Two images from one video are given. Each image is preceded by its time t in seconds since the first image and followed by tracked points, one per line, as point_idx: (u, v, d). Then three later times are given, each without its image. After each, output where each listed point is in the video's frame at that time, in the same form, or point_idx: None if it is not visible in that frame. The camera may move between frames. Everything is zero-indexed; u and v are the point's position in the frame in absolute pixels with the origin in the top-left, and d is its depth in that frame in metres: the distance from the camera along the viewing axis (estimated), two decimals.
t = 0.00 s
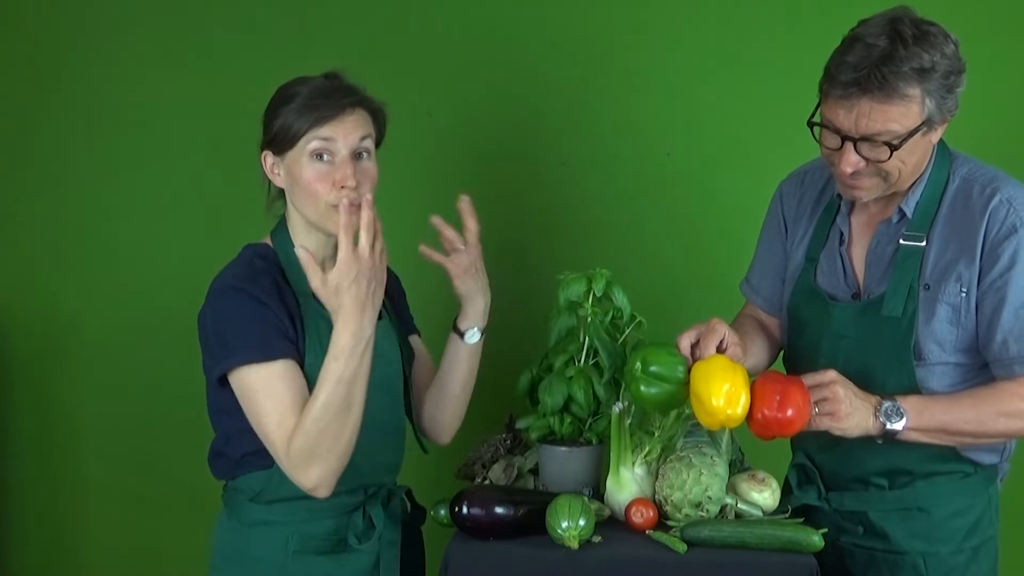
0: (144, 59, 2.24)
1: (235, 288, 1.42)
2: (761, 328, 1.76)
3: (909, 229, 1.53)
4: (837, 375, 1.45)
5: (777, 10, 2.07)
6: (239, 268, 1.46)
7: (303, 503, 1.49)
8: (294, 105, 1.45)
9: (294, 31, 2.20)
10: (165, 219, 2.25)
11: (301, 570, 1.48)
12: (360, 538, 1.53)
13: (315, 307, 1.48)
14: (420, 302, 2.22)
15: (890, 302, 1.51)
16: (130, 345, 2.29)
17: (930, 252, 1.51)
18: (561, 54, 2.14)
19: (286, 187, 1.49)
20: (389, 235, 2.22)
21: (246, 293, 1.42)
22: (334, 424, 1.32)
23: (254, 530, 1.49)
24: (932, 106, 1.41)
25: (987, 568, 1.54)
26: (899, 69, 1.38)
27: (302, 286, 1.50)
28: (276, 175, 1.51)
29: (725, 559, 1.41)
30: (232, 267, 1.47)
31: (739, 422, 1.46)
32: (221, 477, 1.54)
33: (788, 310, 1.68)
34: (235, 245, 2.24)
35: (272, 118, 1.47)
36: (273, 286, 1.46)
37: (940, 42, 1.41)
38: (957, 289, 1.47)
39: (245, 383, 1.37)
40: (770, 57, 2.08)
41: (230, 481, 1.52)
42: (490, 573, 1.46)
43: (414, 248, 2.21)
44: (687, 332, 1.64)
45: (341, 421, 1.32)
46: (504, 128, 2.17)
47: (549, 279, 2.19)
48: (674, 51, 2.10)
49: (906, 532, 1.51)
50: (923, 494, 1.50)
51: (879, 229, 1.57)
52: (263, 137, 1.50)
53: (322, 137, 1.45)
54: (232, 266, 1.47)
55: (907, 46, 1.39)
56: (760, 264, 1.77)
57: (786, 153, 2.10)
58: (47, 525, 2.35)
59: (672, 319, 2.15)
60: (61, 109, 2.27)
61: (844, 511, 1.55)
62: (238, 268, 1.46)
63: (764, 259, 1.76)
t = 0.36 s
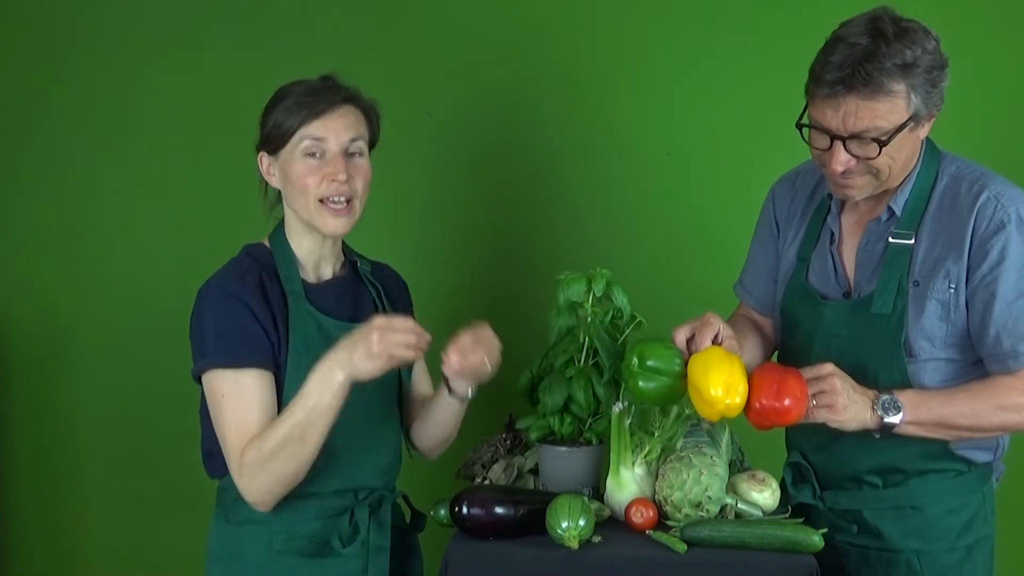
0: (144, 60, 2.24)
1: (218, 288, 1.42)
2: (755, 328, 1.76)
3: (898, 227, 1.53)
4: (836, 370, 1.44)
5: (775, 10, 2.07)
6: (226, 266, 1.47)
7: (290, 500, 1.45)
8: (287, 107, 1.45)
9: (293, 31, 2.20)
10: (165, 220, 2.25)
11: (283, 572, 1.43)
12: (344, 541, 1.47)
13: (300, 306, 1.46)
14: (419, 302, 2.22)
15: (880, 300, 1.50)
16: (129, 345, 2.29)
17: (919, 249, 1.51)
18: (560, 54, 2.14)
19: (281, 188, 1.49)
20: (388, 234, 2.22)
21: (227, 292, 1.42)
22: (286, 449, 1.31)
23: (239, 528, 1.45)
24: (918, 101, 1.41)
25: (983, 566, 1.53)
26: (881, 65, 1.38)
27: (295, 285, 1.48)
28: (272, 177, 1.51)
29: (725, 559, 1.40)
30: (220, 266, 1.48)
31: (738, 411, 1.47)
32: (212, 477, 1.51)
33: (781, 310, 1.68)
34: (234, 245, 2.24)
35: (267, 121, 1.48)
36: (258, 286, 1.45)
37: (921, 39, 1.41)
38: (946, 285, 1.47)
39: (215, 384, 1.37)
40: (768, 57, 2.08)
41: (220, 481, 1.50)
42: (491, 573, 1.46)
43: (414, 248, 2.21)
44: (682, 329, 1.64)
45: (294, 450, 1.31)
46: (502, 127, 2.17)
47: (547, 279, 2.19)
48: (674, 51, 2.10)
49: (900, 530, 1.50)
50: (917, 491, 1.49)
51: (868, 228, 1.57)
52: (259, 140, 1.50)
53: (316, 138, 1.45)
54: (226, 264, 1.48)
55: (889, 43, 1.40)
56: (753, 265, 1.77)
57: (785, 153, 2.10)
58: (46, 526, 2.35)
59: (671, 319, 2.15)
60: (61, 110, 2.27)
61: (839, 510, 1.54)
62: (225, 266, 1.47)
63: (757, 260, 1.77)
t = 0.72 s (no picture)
0: (144, 60, 2.24)
1: (211, 284, 1.42)
2: (755, 327, 1.76)
3: (895, 226, 1.53)
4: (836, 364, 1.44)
5: (774, 10, 2.07)
6: (219, 264, 1.47)
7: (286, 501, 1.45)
8: (286, 107, 1.45)
9: (293, 30, 2.20)
10: (164, 220, 2.25)
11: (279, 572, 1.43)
12: (339, 541, 1.46)
13: (294, 302, 1.46)
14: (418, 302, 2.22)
15: (876, 299, 1.51)
16: (129, 345, 2.29)
17: (915, 249, 1.51)
18: (559, 54, 2.14)
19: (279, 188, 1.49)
20: (388, 234, 2.22)
21: (220, 287, 1.42)
22: (270, 441, 1.32)
23: (237, 528, 1.46)
24: (914, 99, 1.41)
25: (980, 565, 1.52)
26: (876, 64, 1.38)
27: (291, 284, 1.48)
28: (271, 177, 1.50)
29: (725, 560, 1.40)
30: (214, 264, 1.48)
31: (740, 402, 1.48)
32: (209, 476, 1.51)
33: (779, 308, 1.68)
34: (234, 246, 2.24)
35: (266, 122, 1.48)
36: (252, 283, 1.45)
37: (916, 38, 1.41)
38: (942, 284, 1.47)
39: (204, 379, 1.37)
40: (767, 57, 2.08)
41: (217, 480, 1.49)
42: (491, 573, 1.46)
43: (414, 248, 2.21)
44: (682, 324, 1.64)
45: (278, 441, 1.32)
46: (502, 127, 2.17)
47: (546, 279, 2.19)
48: (673, 51, 2.11)
49: (896, 529, 1.50)
50: (913, 490, 1.49)
51: (864, 227, 1.57)
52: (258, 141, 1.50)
53: (313, 137, 1.45)
54: (222, 263, 1.48)
55: (883, 42, 1.40)
56: (752, 266, 1.77)
57: (784, 152, 2.10)
58: (45, 527, 2.34)
59: (671, 319, 2.15)
60: (61, 110, 2.27)
61: (835, 508, 1.54)
62: (219, 264, 1.47)
63: (756, 261, 1.77)
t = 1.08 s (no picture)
0: (144, 60, 2.24)
1: (207, 284, 1.42)
2: (757, 326, 1.75)
3: (897, 226, 1.53)
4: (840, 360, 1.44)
5: (775, 10, 2.07)
6: (216, 263, 1.47)
7: (282, 501, 1.45)
8: (286, 107, 1.45)
9: (293, 30, 2.20)
10: (164, 219, 2.25)
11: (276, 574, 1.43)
12: (334, 542, 1.46)
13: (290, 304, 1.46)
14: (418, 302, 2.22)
15: (878, 298, 1.50)
16: (129, 345, 2.29)
17: (917, 249, 1.51)
18: (560, 54, 2.14)
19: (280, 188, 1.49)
20: (388, 234, 2.22)
21: (216, 287, 1.42)
22: (262, 440, 1.32)
23: (234, 529, 1.45)
24: (917, 97, 1.41)
25: (979, 565, 1.52)
26: (880, 62, 1.38)
27: (287, 285, 1.48)
28: (271, 177, 1.50)
29: (725, 560, 1.40)
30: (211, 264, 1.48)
31: (744, 394, 1.48)
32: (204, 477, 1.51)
33: (781, 308, 1.68)
34: (234, 245, 2.24)
35: (266, 121, 1.47)
36: (248, 283, 1.45)
37: (920, 36, 1.41)
38: (943, 284, 1.47)
39: (197, 378, 1.37)
40: (768, 57, 2.08)
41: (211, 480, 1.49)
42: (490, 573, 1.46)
43: (414, 247, 2.21)
44: (682, 322, 1.64)
45: (271, 440, 1.33)
46: (502, 127, 2.17)
47: (546, 279, 2.19)
48: (674, 51, 2.10)
49: (896, 529, 1.50)
50: (912, 490, 1.49)
51: (867, 227, 1.57)
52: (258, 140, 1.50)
53: (313, 138, 1.45)
54: (220, 262, 1.47)
55: (887, 40, 1.40)
56: (754, 266, 1.77)
57: (785, 152, 2.10)
58: (45, 527, 2.34)
59: (671, 319, 2.15)
60: (61, 110, 2.27)
61: (834, 507, 1.54)
62: (216, 263, 1.47)
63: (758, 261, 1.77)
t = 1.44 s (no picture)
0: (144, 60, 2.24)
1: (207, 285, 1.42)
2: (761, 326, 1.75)
3: (900, 226, 1.53)
4: (852, 355, 1.42)
5: (774, 10, 2.07)
6: (214, 264, 1.46)
7: (282, 501, 1.45)
8: (283, 108, 1.45)
9: (293, 30, 2.20)
10: (164, 219, 2.25)
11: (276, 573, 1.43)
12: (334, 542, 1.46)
13: (290, 303, 1.46)
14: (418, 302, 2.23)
15: (882, 298, 1.50)
16: (129, 345, 2.29)
17: (920, 249, 1.51)
18: (560, 54, 2.14)
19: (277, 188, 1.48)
20: (389, 234, 2.22)
21: (215, 287, 1.42)
22: (268, 447, 1.32)
23: (234, 529, 1.45)
24: (915, 59, 1.45)
25: (981, 566, 1.52)
26: (870, 22, 1.45)
27: (287, 286, 1.48)
28: (269, 177, 1.50)
29: (726, 560, 1.40)
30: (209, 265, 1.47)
31: (754, 388, 1.48)
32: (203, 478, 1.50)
33: (784, 309, 1.68)
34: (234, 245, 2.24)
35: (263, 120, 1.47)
36: (248, 283, 1.45)
37: (904, 10, 1.49)
38: (948, 284, 1.47)
39: (197, 381, 1.37)
40: (768, 57, 2.08)
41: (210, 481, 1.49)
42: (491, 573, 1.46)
43: (415, 247, 2.21)
44: (685, 325, 1.64)
45: (278, 446, 1.33)
46: (502, 126, 2.17)
47: (547, 279, 2.18)
48: (674, 50, 2.10)
49: (897, 529, 1.50)
50: (914, 490, 1.49)
51: (871, 227, 1.57)
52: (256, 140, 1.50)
53: (311, 137, 1.45)
54: (219, 262, 1.47)
55: (872, 10, 1.48)
56: (757, 267, 1.77)
57: (786, 152, 2.10)
58: (45, 526, 2.34)
59: (671, 319, 2.15)
60: (61, 109, 2.27)
61: (836, 507, 1.54)
62: (214, 265, 1.46)
63: (761, 262, 1.77)
